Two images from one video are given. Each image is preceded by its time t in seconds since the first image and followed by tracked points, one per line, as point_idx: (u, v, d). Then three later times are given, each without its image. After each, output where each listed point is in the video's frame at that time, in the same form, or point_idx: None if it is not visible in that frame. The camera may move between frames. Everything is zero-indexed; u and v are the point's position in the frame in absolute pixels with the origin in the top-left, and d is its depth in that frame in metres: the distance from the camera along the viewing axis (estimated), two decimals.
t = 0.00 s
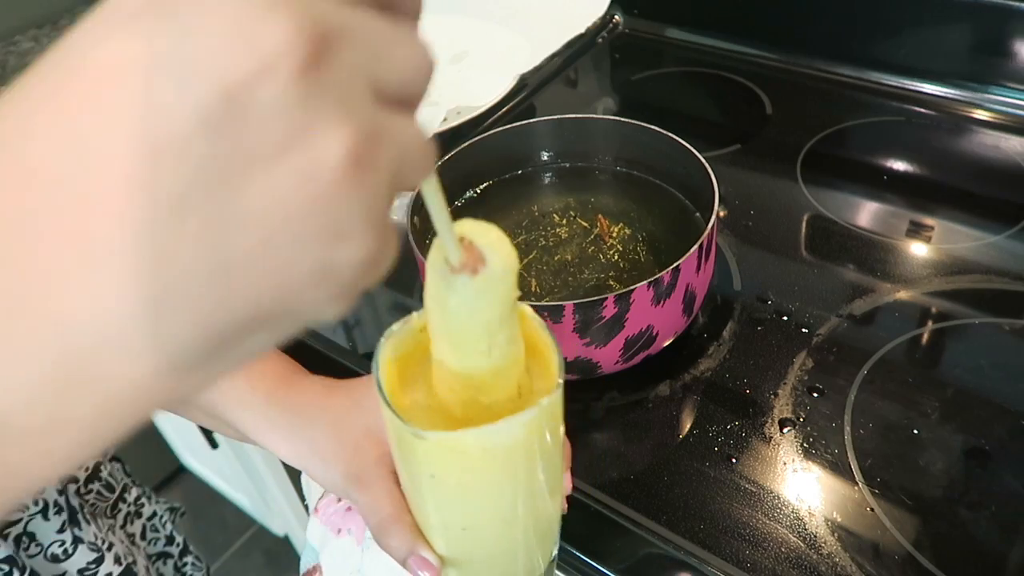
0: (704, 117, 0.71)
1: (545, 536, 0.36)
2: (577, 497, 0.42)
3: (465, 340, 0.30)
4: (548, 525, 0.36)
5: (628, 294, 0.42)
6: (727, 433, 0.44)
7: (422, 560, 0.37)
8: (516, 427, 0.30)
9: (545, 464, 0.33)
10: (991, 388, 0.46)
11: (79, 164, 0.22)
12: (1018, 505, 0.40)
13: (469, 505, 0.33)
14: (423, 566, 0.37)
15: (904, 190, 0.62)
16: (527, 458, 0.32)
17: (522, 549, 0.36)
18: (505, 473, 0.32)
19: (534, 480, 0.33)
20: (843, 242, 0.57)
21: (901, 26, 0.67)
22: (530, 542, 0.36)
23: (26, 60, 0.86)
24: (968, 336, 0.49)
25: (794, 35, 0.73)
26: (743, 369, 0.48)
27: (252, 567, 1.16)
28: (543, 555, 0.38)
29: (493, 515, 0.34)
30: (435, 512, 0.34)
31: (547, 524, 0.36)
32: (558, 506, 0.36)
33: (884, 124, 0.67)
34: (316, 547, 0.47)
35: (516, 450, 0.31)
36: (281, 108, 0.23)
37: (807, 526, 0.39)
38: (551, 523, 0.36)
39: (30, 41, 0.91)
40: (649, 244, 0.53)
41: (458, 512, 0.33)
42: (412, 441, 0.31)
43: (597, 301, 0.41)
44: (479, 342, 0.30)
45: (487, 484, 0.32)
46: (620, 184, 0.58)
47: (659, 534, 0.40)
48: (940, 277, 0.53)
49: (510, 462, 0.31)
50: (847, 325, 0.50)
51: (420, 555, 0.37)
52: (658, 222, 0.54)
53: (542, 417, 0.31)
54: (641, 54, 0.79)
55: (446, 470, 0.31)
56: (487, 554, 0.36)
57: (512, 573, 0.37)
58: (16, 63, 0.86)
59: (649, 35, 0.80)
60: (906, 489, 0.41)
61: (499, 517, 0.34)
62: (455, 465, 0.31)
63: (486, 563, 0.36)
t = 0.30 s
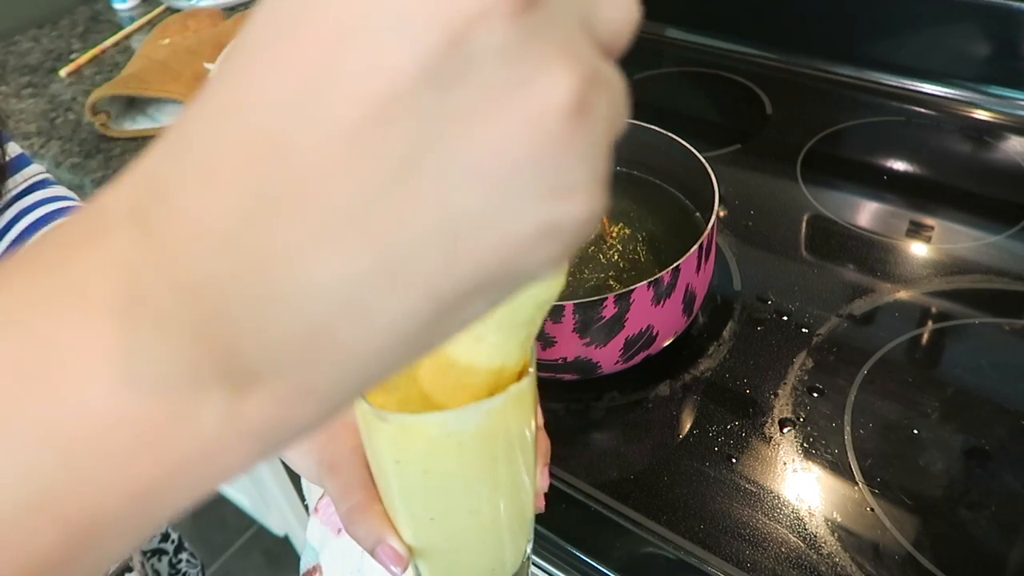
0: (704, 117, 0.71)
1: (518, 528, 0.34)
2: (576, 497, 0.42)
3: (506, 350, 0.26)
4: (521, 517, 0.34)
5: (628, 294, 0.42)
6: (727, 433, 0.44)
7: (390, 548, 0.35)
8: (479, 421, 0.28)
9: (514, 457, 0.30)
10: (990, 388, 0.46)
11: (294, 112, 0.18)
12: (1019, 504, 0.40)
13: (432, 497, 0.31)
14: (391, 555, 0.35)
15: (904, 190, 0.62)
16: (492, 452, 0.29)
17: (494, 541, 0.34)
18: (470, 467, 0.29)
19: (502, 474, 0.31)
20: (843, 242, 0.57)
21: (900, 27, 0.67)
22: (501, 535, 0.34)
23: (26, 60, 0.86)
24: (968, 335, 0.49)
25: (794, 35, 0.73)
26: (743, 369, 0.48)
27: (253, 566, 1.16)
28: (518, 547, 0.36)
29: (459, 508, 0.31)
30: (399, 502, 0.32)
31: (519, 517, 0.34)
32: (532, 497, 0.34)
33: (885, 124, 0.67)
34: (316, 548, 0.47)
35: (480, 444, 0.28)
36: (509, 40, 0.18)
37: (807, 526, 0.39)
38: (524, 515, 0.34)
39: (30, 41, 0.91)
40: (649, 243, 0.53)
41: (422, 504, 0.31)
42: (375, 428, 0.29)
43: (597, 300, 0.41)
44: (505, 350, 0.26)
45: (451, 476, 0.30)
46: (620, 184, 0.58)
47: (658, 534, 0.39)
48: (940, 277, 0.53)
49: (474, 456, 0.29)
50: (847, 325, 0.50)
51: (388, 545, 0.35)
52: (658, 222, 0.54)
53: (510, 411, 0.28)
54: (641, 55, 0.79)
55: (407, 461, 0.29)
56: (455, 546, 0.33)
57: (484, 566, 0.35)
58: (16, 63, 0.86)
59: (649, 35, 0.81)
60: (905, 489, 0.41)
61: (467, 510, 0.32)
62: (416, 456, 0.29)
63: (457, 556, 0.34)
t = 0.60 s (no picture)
0: (704, 117, 0.71)
1: (527, 509, 0.37)
2: (577, 497, 0.42)
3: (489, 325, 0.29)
4: (531, 498, 0.36)
5: (628, 294, 0.42)
6: (727, 433, 0.44)
7: (408, 533, 0.37)
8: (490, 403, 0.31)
9: (522, 440, 0.33)
10: (990, 388, 0.46)
11: (178, 132, 0.21)
12: (1019, 504, 0.40)
13: (450, 478, 0.33)
14: (414, 541, 0.37)
15: (904, 190, 0.62)
16: (503, 435, 0.32)
17: (506, 520, 0.37)
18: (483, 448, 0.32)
19: (512, 455, 0.33)
20: (843, 242, 0.57)
21: (901, 26, 0.67)
22: (511, 514, 0.36)
23: (26, 60, 0.86)
24: (968, 335, 0.49)
25: (794, 35, 0.73)
26: (744, 369, 0.48)
27: (252, 566, 1.16)
28: (526, 526, 0.38)
29: (474, 489, 0.34)
30: (418, 487, 0.34)
31: (529, 498, 0.36)
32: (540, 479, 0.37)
33: (885, 124, 0.67)
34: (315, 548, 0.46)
35: (492, 426, 0.31)
36: (359, 84, 0.20)
37: (807, 526, 0.39)
38: (533, 498, 0.37)
39: (30, 41, 0.91)
40: (649, 243, 0.53)
41: (440, 487, 0.34)
42: (394, 416, 0.32)
43: (597, 300, 0.41)
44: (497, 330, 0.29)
45: (467, 459, 0.32)
46: (620, 183, 0.58)
47: (659, 534, 0.39)
48: (940, 277, 0.53)
49: (486, 438, 0.32)
50: (847, 325, 0.50)
51: (408, 530, 0.37)
52: (658, 222, 0.54)
53: (517, 393, 0.31)
54: (641, 54, 0.79)
55: (428, 445, 0.32)
56: (470, 525, 0.36)
57: (496, 543, 0.38)
58: (16, 63, 0.86)
59: (649, 35, 0.80)
60: (905, 488, 0.41)
61: (481, 490, 0.34)
62: (434, 441, 0.31)
63: (471, 535, 0.37)
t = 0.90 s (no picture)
0: (703, 117, 0.71)
1: (529, 501, 0.37)
2: (577, 497, 0.42)
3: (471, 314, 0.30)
4: (532, 491, 0.37)
5: (629, 294, 0.42)
6: (727, 433, 0.44)
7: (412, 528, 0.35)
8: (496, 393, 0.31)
9: (524, 431, 0.33)
10: (990, 388, 0.46)
11: None
12: (1019, 504, 0.40)
13: (456, 470, 0.33)
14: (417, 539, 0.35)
15: (904, 190, 0.62)
16: (508, 424, 0.32)
17: (509, 515, 0.36)
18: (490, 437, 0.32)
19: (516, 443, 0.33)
20: (843, 242, 0.57)
21: (902, 26, 0.67)
22: (514, 509, 0.36)
23: (26, 60, 0.86)
24: (968, 335, 0.49)
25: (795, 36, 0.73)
26: (744, 369, 0.48)
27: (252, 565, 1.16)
28: (527, 523, 0.38)
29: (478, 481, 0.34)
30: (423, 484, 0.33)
31: (530, 490, 0.36)
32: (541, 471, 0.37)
33: (884, 124, 0.67)
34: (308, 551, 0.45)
35: (499, 416, 0.31)
36: None
37: (807, 526, 0.39)
38: (534, 490, 0.37)
39: (30, 41, 0.91)
40: (649, 244, 0.53)
41: (445, 481, 0.33)
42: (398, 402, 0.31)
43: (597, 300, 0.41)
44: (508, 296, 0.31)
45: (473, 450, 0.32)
46: (620, 183, 0.58)
47: (659, 535, 0.39)
48: (940, 277, 0.53)
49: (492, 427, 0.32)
50: (847, 325, 0.50)
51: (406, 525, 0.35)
52: (658, 223, 0.54)
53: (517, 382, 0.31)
54: (641, 54, 0.79)
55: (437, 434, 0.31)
56: (474, 520, 0.36)
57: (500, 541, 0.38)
58: (16, 63, 0.86)
59: (649, 35, 0.80)
60: (906, 488, 0.41)
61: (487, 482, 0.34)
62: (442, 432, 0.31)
63: (473, 531, 0.36)
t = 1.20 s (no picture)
0: (703, 117, 0.71)
1: (523, 487, 0.35)
2: (577, 497, 0.42)
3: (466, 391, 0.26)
4: (527, 476, 0.35)
5: (628, 294, 0.42)
6: (727, 433, 0.44)
7: (409, 518, 0.35)
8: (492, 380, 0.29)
9: (519, 416, 0.31)
10: (990, 388, 0.46)
11: None
12: (1018, 504, 0.40)
13: (450, 458, 0.31)
14: (413, 524, 0.35)
15: (903, 190, 0.61)
16: (503, 410, 0.30)
17: (504, 501, 0.35)
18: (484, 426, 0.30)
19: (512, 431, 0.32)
20: (842, 242, 0.57)
21: (902, 26, 0.67)
22: (508, 495, 0.35)
23: (26, 60, 0.86)
24: (968, 335, 0.49)
25: (795, 36, 0.73)
26: (744, 369, 0.48)
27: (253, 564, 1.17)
28: (522, 507, 0.37)
29: (471, 468, 0.32)
30: (413, 466, 0.32)
31: (525, 476, 0.35)
32: (536, 456, 0.35)
33: (884, 124, 0.67)
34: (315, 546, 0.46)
35: (495, 401, 0.29)
36: None
37: (807, 526, 0.39)
38: (528, 476, 0.35)
39: (30, 41, 0.91)
40: (649, 244, 0.53)
41: (438, 466, 0.32)
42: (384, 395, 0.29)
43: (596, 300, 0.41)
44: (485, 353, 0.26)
45: (467, 438, 0.30)
46: (620, 183, 0.58)
47: (660, 536, 0.39)
48: (940, 277, 0.53)
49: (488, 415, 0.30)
50: (847, 325, 0.50)
51: (405, 512, 0.35)
52: (657, 223, 0.54)
53: (512, 367, 0.29)
54: (641, 54, 0.79)
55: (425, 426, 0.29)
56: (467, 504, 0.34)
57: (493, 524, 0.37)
58: (16, 63, 0.86)
59: (649, 35, 0.80)
60: (906, 489, 0.41)
61: (481, 471, 0.32)
62: (434, 417, 0.29)
63: (470, 516, 0.35)
